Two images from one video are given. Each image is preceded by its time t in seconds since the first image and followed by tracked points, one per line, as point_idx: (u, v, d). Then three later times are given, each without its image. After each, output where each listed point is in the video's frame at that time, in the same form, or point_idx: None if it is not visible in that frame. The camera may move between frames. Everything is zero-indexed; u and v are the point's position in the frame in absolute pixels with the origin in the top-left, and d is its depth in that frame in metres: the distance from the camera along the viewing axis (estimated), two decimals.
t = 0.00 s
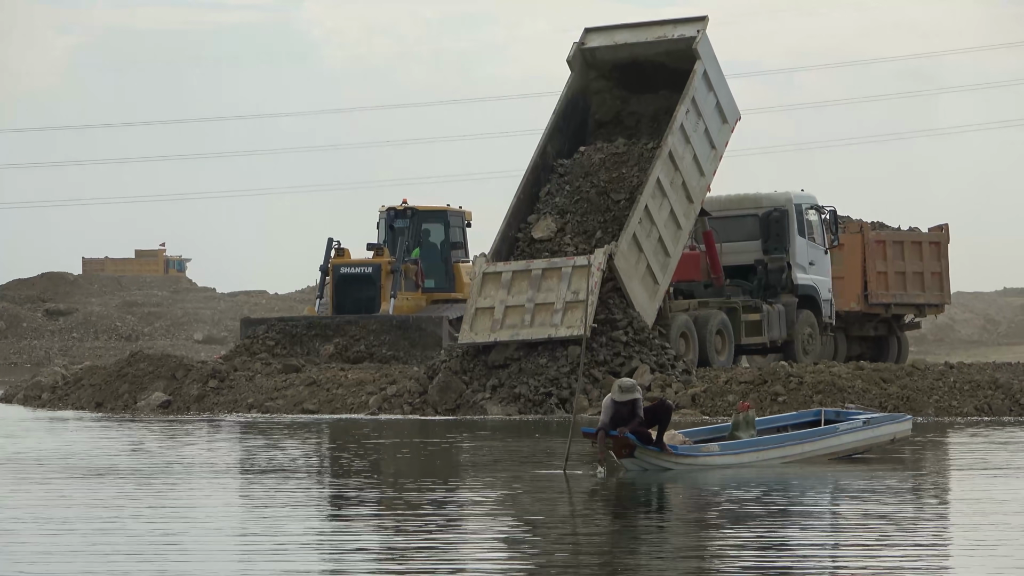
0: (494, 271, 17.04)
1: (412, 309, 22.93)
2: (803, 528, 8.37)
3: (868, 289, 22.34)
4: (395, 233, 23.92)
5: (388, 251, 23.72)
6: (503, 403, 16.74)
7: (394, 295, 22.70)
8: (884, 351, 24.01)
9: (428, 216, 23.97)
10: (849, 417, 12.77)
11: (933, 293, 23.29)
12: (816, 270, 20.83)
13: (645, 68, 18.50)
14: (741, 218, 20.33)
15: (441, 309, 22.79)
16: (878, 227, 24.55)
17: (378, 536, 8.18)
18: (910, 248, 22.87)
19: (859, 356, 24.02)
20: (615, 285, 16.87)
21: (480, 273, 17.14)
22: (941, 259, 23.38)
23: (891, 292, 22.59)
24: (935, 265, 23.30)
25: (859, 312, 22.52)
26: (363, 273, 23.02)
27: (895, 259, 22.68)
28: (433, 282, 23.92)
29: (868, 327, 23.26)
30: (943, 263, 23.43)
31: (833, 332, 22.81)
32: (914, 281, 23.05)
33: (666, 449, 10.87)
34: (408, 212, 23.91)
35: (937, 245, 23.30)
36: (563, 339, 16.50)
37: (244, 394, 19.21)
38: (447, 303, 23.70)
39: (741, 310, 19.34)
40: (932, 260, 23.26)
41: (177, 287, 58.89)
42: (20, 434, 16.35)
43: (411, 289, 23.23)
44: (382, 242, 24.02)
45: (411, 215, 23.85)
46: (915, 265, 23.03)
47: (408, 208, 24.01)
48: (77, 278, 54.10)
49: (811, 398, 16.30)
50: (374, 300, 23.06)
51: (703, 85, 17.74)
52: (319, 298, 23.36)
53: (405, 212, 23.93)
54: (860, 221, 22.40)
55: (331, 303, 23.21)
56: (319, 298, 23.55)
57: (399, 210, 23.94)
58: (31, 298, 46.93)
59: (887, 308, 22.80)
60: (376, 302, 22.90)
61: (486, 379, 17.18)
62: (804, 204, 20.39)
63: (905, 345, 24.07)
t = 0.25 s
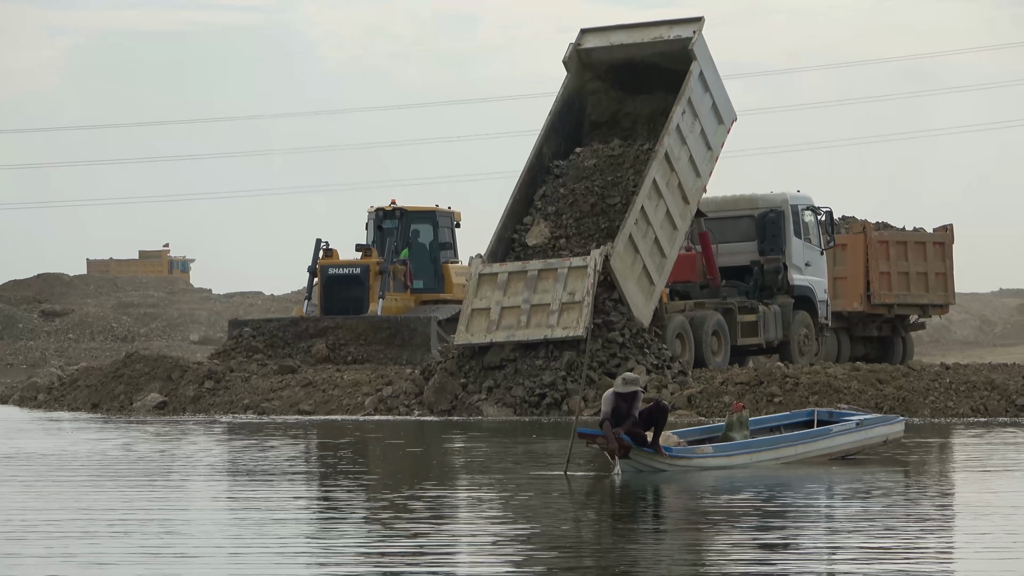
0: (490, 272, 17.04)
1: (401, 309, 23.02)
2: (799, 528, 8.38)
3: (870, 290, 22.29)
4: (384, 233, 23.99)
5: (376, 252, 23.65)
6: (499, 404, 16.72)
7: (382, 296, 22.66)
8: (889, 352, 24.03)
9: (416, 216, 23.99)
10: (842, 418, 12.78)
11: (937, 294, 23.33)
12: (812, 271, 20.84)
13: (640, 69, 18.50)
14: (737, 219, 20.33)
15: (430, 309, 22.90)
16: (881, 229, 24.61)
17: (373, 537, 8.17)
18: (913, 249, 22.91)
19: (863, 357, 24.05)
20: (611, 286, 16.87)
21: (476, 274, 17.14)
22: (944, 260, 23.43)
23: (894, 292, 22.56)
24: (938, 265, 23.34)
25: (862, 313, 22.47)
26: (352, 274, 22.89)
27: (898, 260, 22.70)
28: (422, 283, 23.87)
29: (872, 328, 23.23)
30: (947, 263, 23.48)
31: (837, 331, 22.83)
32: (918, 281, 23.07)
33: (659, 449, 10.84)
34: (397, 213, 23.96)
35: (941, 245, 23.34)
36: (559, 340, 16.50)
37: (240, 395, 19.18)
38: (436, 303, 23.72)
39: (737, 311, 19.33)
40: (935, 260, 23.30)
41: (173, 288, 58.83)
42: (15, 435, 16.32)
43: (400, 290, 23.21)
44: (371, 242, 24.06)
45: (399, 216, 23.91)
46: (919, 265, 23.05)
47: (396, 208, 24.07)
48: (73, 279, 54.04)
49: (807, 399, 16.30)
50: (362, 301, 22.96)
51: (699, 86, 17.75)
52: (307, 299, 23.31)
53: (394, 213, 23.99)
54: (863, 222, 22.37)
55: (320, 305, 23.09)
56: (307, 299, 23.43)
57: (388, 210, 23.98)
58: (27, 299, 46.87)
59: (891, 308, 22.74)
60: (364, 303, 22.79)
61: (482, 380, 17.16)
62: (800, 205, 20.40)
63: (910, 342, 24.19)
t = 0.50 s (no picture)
0: (486, 273, 17.04)
1: (391, 309, 23.03)
2: (796, 529, 8.39)
3: (874, 290, 22.36)
4: (373, 234, 23.98)
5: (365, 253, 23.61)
6: (496, 405, 16.71)
7: (371, 296, 22.58)
8: (894, 352, 24.06)
9: (405, 217, 24.00)
10: (836, 419, 12.76)
11: (942, 294, 23.27)
12: (809, 272, 20.85)
13: (637, 69, 18.50)
14: (734, 219, 20.30)
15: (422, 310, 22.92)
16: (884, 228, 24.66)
17: (370, 538, 8.16)
18: (917, 250, 22.81)
19: (869, 358, 24.09)
20: (608, 287, 16.87)
21: (473, 275, 17.14)
22: (950, 261, 23.32)
23: (897, 293, 22.54)
24: (944, 266, 23.25)
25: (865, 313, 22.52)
26: (340, 274, 22.80)
27: (902, 261, 22.64)
28: (411, 284, 23.89)
29: (877, 329, 23.27)
30: (953, 265, 23.36)
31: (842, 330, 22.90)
32: (923, 283, 22.99)
33: (655, 450, 10.83)
34: (386, 213, 23.97)
35: (947, 246, 23.26)
36: (556, 341, 16.50)
37: (237, 396, 19.16)
38: (425, 304, 23.73)
39: (734, 312, 19.34)
40: (941, 261, 23.21)
41: (169, 288, 58.79)
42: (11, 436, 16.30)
43: (389, 290, 23.19)
44: (360, 242, 24.06)
45: (389, 216, 23.92)
46: (923, 266, 22.95)
47: (385, 208, 24.07)
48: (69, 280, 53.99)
49: (804, 400, 16.30)
50: (351, 302, 22.84)
51: (696, 87, 17.74)
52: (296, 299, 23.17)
53: (383, 213, 23.99)
54: (867, 223, 22.36)
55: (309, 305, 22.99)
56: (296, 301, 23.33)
57: (377, 211, 23.99)
58: (23, 300, 46.82)
59: (894, 309, 22.80)
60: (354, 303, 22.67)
61: (479, 381, 17.16)
62: (796, 206, 20.41)
63: (915, 343, 24.29)
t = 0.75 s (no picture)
0: (484, 274, 17.03)
1: (381, 310, 22.97)
2: (791, 530, 8.39)
3: (878, 291, 22.36)
4: (362, 234, 23.83)
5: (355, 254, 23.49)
6: (493, 406, 16.70)
7: (360, 297, 22.50)
8: (900, 353, 24.00)
9: (396, 217, 23.83)
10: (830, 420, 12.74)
11: (947, 295, 23.25)
12: (806, 273, 20.85)
13: (634, 70, 18.49)
14: (731, 220, 20.32)
15: (413, 311, 22.93)
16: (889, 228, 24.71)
17: (366, 540, 8.16)
18: (922, 250, 22.78)
19: (874, 359, 24.08)
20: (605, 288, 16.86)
21: (470, 276, 17.12)
22: (955, 261, 23.32)
23: (902, 294, 22.49)
24: (949, 266, 23.24)
25: (869, 314, 22.52)
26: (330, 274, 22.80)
27: (907, 261, 22.60)
28: (401, 284, 23.83)
29: (883, 330, 23.31)
30: (958, 265, 23.38)
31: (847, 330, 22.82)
32: (928, 283, 22.97)
33: (651, 452, 10.83)
34: (376, 213, 23.76)
35: (953, 246, 23.26)
36: (553, 342, 16.49)
37: (234, 397, 19.15)
38: (415, 304, 23.70)
39: (731, 313, 19.35)
40: (946, 261, 23.19)
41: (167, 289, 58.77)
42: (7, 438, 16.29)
43: (379, 290, 23.15)
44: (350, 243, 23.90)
45: (379, 216, 23.69)
46: (928, 267, 22.93)
47: (375, 208, 23.87)
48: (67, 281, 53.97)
49: (802, 401, 16.29)
50: (341, 302, 22.84)
51: (693, 88, 17.74)
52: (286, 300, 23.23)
53: (373, 213, 23.79)
54: (872, 222, 22.42)
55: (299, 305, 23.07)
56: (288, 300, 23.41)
57: (367, 211, 23.81)
58: (21, 301, 46.80)
59: (900, 309, 22.69)
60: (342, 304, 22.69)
61: (476, 382, 17.15)
62: (794, 207, 20.40)
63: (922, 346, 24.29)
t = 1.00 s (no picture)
0: (482, 276, 17.03)
1: (371, 311, 22.92)
2: (789, 532, 8.42)
3: (882, 292, 22.32)
4: (353, 235, 23.79)
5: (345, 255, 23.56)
6: (492, 408, 16.70)
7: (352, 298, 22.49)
8: (907, 354, 23.90)
9: (386, 219, 23.80)
10: (825, 421, 12.74)
11: (954, 295, 23.09)
12: (804, 274, 20.87)
13: (632, 72, 18.50)
14: (730, 223, 20.33)
15: (405, 313, 22.99)
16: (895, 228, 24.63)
17: (366, 541, 8.17)
18: (928, 251, 22.74)
19: (881, 360, 23.99)
20: (604, 290, 16.89)
21: (468, 278, 17.13)
22: (962, 261, 23.21)
23: (906, 294, 22.48)
24: (955, 266, 23.11)
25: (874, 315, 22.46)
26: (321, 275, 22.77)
27: (912, 261, 22.55)
28: (392, 285, 23.81)
29: (889, 331, 23.26)
30: (964, 265, 23.24)
31: (852, 331, 22.89)
32: (933, 284, 22.88)
33: (647, 453, 10.86)
34: (367, 215, 23.73)
35: (959, 247, 23.12)
36: (551, 344, 16.50)
37: (233, 399, 19.14)
38: (407, 306, 23.70)
39: (729, 315, 19.35)
40: (952, 262, 23.07)
41: (165, 291, 58.77)
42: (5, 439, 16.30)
43: (370, 292, 23.10)
44: (340, 244, 23.87)
45: (370, 218, 23.69)
46: (934, 267, 22.85)
47: (366, 210, 23.82)
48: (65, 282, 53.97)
49: (800, 403, 16.30)
50: (332, 303, 22.84)
51: (692, 90, 17.75)
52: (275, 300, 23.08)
53: (364, 215, 23.75)
54: (876, 223, 22.44)
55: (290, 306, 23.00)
56: (278, 300, 23.35)
57: (358, 213, 23.75)
58: (19, 302, 46.80)
59: (904, 311, 22.70)
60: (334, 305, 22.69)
61: (475, 384, 17.15)
62: (792, 209, 20.42)
63: (929, 348, 24.27)
